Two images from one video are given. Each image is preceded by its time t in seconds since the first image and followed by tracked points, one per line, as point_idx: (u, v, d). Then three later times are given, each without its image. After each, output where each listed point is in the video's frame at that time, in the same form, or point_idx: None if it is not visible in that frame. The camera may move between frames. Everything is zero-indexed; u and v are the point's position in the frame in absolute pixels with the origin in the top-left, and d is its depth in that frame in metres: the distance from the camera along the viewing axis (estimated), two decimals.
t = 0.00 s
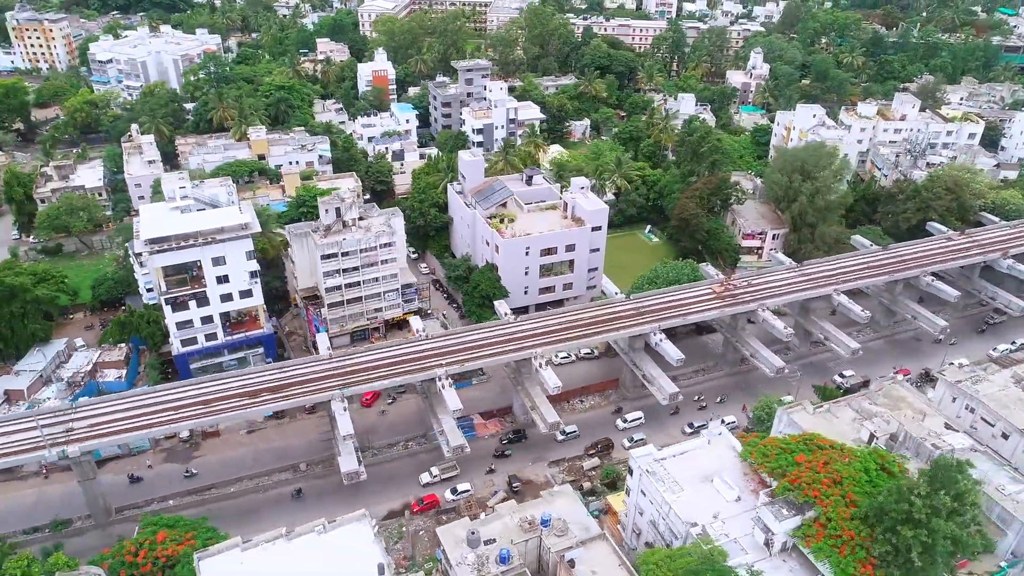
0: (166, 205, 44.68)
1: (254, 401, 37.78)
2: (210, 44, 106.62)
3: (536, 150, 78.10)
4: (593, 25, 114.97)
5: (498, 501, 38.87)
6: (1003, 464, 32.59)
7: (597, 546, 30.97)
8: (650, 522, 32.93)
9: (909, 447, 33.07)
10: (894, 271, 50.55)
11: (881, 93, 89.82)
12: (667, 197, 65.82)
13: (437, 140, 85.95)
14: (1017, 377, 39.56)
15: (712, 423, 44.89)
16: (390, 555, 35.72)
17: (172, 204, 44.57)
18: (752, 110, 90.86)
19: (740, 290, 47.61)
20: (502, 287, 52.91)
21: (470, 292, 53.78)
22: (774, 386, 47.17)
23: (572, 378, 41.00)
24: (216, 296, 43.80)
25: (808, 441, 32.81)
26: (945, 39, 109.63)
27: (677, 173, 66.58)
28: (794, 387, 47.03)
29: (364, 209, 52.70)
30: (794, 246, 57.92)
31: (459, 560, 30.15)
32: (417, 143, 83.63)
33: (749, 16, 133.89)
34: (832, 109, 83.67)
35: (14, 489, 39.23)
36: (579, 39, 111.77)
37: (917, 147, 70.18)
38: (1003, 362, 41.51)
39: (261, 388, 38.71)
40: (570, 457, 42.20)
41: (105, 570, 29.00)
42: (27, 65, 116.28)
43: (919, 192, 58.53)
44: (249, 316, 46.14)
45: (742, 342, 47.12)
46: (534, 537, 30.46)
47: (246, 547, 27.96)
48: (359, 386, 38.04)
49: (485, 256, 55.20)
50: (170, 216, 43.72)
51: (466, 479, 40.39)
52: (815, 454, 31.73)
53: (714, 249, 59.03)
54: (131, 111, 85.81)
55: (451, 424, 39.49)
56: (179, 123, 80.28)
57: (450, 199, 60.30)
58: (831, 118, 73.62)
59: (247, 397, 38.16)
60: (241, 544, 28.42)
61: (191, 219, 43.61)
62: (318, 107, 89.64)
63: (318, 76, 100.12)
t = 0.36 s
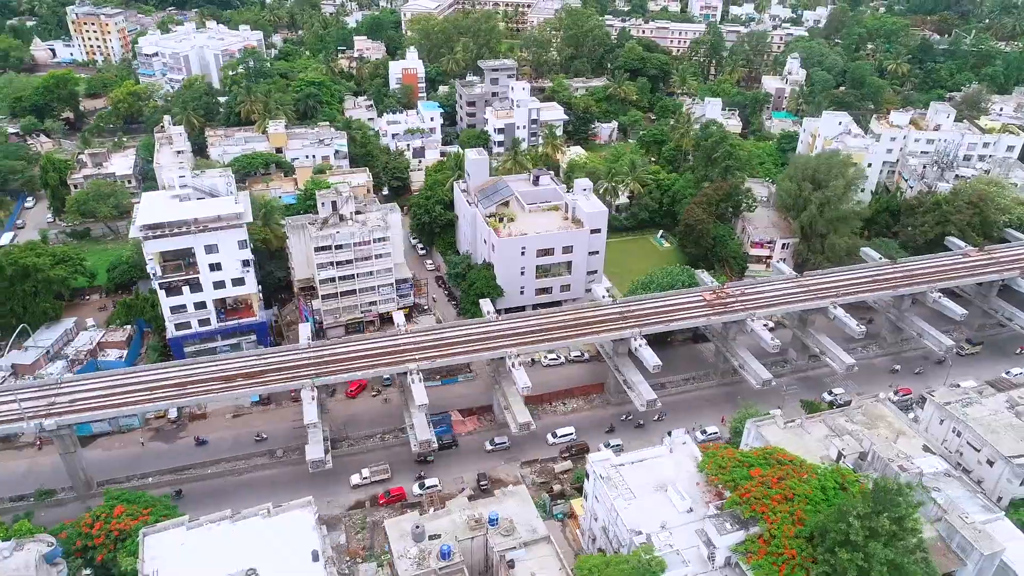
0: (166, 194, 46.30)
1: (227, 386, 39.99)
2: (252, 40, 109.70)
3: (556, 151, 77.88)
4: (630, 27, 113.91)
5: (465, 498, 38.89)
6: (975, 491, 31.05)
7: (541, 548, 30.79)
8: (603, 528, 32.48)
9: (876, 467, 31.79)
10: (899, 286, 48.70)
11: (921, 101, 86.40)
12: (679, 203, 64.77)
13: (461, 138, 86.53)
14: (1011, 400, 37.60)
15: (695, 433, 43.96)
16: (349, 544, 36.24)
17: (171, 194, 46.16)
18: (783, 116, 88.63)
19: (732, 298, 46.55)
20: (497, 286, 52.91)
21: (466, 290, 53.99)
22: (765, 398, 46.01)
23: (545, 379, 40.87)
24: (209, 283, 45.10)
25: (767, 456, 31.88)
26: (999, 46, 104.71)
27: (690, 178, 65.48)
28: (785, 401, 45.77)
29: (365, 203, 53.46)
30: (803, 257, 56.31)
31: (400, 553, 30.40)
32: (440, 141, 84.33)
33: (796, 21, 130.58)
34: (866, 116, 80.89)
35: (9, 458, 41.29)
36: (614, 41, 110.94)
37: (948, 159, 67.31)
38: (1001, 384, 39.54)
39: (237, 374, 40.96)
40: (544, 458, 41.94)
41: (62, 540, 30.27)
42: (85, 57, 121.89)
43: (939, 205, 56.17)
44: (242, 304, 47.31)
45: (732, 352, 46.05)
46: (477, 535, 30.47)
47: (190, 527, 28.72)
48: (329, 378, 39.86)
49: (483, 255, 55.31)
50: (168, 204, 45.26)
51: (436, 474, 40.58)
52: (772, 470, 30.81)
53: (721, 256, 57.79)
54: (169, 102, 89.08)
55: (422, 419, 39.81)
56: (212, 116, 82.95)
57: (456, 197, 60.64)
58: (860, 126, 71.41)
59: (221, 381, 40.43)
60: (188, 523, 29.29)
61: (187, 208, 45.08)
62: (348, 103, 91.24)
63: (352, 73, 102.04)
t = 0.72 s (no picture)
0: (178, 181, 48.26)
1: (207, 368, 43.11)
2: (302, 36, 112.87)
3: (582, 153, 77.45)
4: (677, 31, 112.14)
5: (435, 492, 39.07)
6: (945, 522, 29.48)
7: (487, 546, 30.78)
8: (555, 532, 32.17)
9: (841, 490, 30.54)
10: (909, 304, 46.54)
11: (974, 113, 82.18)
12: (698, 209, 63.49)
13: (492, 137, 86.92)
14: (1007, 429, 35.49)
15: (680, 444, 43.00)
16: (316, 529, 36.99)
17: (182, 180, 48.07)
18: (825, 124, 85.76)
19: (727, 308, 45.43)
20: (498, 285, 52.96)
21: (469, 287, 54.27)
22: (758, 413, 44.70)
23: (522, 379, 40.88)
24: (211, 268, 46.72)
25: (725, 471, 31.05)
26: None
27: (711, 185, 64.14)
28: (779, 417, 44.38)
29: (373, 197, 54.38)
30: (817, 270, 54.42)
31: (348, 541, 30.90)
32: (470, 139, 84.86)
33: (854, 28, 126.09)
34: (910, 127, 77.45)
35: (18, 424, 43.81)
36: (658, 44, 109.48)
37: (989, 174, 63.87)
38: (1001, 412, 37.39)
39: (220, 358, 44.09)
40: (521, 459, 41.79)
41: (36, 503, 31.95)
42: (149, 49, 127.82)
43: (967, 222, 53.41)
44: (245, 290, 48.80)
45: (725, 363, 44.82)
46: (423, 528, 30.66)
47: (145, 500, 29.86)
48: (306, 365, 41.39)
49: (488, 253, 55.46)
50: (177, 190, 47.14)
51: (411, 467, 40.96)
52: (726, 485, 29.96)
53: (732, 266, 56.41)
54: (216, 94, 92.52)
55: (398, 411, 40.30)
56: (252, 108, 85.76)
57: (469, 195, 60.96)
58: (897, 137, 68.54)
59: (203, 363, 43.67)
60: (147, 496, 30.47)
61: (194, 194, 46.86)
62: (385, 99, 92.85)
63: (394, 71, 103.78)
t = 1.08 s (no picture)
0: (192, 167, 50.22)
1: (197, 349, 44.83)
2: (350, 33, 115.53)
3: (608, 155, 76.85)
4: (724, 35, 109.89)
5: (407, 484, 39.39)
6: (902, 551, 28.18)
7: (433, 539, 30.98)
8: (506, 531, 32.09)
9: (796, 510, 29.55)
10: (915, 323, 44.42)
11: None
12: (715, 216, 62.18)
13: (522, 136, 87.07)
14: (996, 459, 33.48)
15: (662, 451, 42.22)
16: (286, 510, 37.98)
17: (196, 168, 50.02)
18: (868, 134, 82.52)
19: (718, 318, 44.44)
20: (499, 284, 53.09)
21: (472, 284, 54.52)
22: (747, 427, 43.55)
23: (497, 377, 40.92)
24: (216, 254, 48.46)
25: (677, 481, 30.45)
26: None
27: (731, 192, 62.69)
28: (769, 432, 43.12)
29: (382, 192, 55.23)
30: (830, 283, 52.56)
31: (299, 523, 31.61)
32: (500, 138, 85.22)
33: (916, 36, 121.03)
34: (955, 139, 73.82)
35: (32, 393, 46.46)
36: (703, 48, 107.50)
37: None
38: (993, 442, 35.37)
39: (209, 340, 45.68)
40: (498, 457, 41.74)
41: (18, 466, 33.83)
42: (209, 43, 133.10)
43: (993, 242, 50.69)
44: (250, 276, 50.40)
45: (713, 374, 43.75)
46: (372, 516, 31.08)
47: (111, 469, 31.27)
48: (288, 352, 42.45)
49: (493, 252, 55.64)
50: (189, 176, 49.08)
51: (388, 458, 41.43)
52: (673, 496, 29.41)
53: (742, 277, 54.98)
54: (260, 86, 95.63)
55: (376, 402, 40.91)
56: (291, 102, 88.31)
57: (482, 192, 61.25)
58: (935, 149, 65.48)
59: (192, 344, 45.41)
60: (115, 466, 31.88)
61: (204, 180, 48.64)
62: (421, 97, 94.18)
63: (435, 69, 105.17)
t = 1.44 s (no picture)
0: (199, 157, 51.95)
1: (184, 332, 45.90)
2: (389, 31, 117.43)
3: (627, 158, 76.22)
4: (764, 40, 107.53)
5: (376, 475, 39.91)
6: (845, 571, 27.21)
7: (378, 528, 31.34)
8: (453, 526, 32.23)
9: (739, 524, 28.85)
10: (910, 340, 42.68)
11: None
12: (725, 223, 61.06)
13: (545, 137, 87.03)
14: (968, 485, 32.02)
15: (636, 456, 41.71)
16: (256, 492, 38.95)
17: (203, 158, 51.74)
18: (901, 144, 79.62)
19: (701, 326, 43.69)
20: (494, 283, 53.28)
21: (468, 282, 54.85)
22: (727, 438, 42.62)
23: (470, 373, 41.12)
24: (217, 242, 50.00)
25: (620, 486, 30.03)
26: None
27: (743, 198, 61.42)
28: (750, 444, 42.14)
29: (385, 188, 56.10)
30: (833, 295, 51.01)
31: (252, 505, 32.38)
32: (523, 139, 85.36)
33: (970, 45, 116.12)
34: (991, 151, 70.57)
35: (39, 367, 48.75)
36: (739, 52, 105.38)
37: None
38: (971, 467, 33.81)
39: (197, 324, 46.69)
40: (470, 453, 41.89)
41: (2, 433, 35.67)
42: (257, 40, 137.13)
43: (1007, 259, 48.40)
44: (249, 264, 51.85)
45: (694, 382, 42.98)
46: (321, 502, 31.67)
47: (79, 442, 32.70)
48: (271, 339, 43.45)
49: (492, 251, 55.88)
50: (194, 164, 50.75)
51: (361, 447, 42.00)
52: (612, 501, 29.03)
53: (742, 286, 53.85)
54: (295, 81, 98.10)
55: (351, 392, 41.65)
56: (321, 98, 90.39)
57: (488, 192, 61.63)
58: (963, 160, 62.73)
59: (181, 328, 46.41)
60: (84, 439, 33.33)
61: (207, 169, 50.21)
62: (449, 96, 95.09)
63: (468, 69, 106.04)
